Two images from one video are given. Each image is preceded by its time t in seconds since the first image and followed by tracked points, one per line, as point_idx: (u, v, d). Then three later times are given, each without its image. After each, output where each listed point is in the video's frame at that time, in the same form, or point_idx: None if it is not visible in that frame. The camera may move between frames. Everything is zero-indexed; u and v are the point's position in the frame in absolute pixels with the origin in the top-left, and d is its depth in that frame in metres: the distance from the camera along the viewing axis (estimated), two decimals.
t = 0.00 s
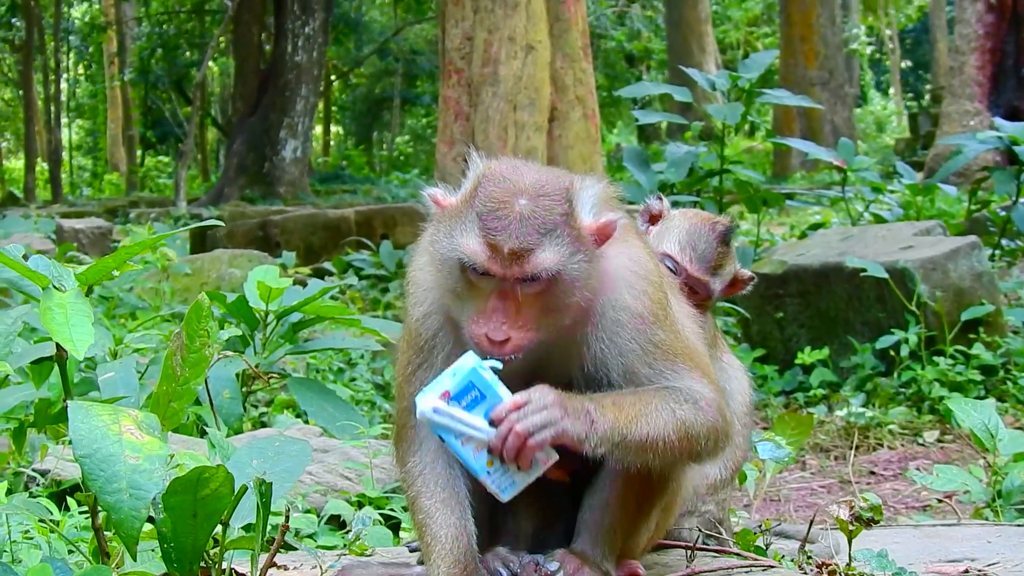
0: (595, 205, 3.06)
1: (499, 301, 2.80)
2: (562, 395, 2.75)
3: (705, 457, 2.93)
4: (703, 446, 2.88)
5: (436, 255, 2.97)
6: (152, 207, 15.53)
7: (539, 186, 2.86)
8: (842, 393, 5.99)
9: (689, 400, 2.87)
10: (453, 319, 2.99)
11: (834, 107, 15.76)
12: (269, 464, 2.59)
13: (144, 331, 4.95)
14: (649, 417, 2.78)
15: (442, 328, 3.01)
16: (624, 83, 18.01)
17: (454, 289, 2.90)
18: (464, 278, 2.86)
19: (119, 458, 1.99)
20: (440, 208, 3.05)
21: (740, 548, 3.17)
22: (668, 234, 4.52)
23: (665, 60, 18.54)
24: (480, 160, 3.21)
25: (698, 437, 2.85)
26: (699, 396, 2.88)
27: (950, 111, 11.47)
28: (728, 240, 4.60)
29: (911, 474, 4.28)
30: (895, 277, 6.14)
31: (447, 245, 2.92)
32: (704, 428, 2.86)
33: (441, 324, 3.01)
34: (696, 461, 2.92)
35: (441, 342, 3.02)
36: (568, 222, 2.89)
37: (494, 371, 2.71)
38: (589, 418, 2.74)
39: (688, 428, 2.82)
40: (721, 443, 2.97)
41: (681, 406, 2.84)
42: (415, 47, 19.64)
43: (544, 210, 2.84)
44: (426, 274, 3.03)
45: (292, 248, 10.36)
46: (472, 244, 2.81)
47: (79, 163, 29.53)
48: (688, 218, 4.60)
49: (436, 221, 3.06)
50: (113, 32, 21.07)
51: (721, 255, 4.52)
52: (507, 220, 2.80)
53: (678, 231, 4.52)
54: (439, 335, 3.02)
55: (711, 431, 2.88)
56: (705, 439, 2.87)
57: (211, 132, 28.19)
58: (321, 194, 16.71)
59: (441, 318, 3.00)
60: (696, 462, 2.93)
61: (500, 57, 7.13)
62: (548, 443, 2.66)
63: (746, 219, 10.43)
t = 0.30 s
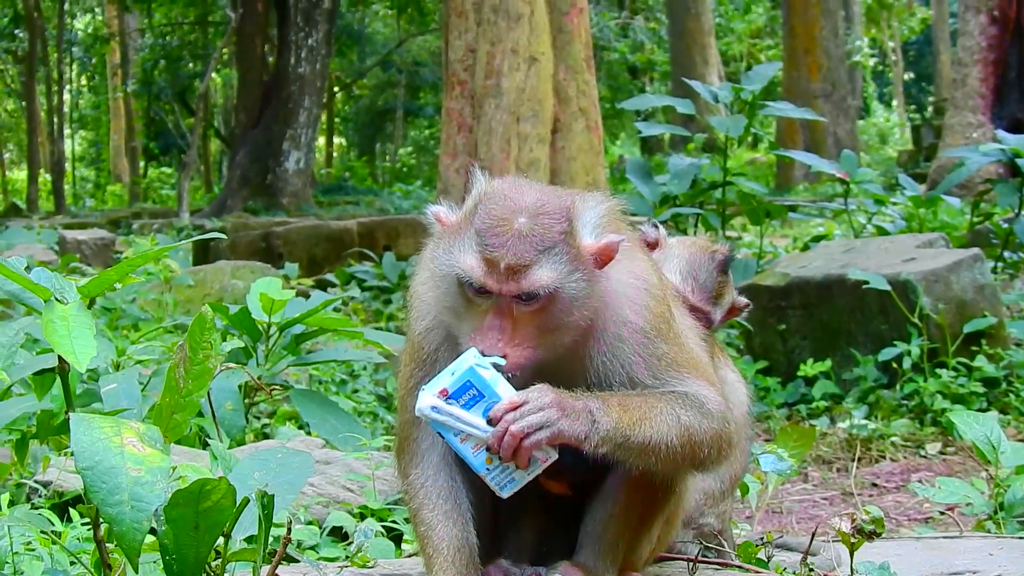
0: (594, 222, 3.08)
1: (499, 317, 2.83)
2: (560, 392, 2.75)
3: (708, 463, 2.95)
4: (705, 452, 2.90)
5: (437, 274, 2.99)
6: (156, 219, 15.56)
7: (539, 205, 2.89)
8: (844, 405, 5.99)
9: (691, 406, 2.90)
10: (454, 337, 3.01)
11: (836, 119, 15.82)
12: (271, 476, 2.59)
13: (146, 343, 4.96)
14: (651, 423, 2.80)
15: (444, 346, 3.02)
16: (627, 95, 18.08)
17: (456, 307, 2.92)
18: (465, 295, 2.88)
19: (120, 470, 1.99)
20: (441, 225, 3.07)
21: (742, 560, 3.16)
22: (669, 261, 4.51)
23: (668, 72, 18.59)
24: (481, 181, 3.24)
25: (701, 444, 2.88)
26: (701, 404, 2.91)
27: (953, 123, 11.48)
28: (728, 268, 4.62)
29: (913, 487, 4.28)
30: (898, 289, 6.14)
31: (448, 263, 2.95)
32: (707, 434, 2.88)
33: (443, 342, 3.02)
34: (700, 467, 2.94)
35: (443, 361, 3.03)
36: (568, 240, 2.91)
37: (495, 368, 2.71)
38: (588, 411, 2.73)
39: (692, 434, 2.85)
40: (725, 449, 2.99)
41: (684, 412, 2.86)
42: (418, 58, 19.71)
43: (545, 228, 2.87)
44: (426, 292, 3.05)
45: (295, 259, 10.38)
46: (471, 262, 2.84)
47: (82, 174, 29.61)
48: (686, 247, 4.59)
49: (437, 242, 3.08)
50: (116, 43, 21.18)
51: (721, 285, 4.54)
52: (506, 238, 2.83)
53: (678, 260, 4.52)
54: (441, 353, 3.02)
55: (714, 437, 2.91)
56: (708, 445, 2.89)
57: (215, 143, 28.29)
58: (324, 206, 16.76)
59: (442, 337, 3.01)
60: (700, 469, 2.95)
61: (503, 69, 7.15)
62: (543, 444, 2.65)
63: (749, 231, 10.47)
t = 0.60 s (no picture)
0: (593, 219, 3.11)
1: (494, 309, 2.83)
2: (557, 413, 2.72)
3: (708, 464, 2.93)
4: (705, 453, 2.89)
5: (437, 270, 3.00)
6: (156, 220, 15.55)
7: (536, 200, 2.90)
8: (844, 407, 5.98)
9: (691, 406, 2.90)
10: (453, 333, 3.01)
11: (837, 122, 15.83)
12: (269, 477, 2.59)
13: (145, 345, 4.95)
14: (652, 428, 2.80)
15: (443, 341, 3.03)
16: (628, 97, 18.10)
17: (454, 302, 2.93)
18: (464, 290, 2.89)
19: (118, 470, 1.99)
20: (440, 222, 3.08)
21: (740, 561, 3.15)
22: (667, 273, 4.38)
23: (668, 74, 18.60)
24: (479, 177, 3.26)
25: (701, 443, 2.87)
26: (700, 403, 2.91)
27: (953, 126, 11.46)
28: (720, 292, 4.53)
29: (911, 488, 4.27)
30: (897, 291, 6.13)
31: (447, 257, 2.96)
32: (707, 432, 2.88)
33: (442, 339, 3.03)
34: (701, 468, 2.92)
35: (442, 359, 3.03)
36: (565, 234, 2.92)
37: (494, 395, 2.63)
38: (586, 425, 2.72)
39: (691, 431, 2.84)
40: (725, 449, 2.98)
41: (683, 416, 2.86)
42: (419, 60, 19.73)
43: (542, 221, 2.87)
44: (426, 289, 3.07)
45: (295, 261, 10.38)
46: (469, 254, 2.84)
47: (82, 176, 29.64)
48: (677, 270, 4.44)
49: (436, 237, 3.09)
50: (116, 45, 21.21)
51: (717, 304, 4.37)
52: (503, 233, 2.83)
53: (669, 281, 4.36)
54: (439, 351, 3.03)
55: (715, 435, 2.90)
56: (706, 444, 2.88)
57: (215, 145, 28.29)
58: (324, 208, 16.76)
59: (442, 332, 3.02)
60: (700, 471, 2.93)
61: (503, 71, 7.15)
62: (545, 467, 2.64)
63: (750, 233, 10.47)
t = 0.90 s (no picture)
0: (602, 164, 3.14)
1: (494, 260, 2.90)
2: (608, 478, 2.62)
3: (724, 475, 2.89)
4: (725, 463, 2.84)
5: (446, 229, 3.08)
6: (154, 222, 15.55)
7: (534, 151, 2.95)
8: (843, 409, 5.99)
9: (706, 409, 2.88)
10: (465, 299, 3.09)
11: (836, 124, 15.85)
12: (270, 480, 2.59)
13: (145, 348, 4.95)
14: (667, 454, 2.75)
15: (454, 306, 3.12)
16: (627, 99, 18.13)
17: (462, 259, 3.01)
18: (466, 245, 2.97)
19: (119, 475, 1.99)
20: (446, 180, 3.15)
21: (742, 565, 3.15)
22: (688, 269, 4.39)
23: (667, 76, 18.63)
24: (500, 128, 3.33)
25: (719, 458, 2.82)
26: (714, 405, 2.89)
27: (952, 127, 11.46)
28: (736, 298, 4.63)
29: (911, 491, 4.28)
30: (896, 293, 6.14)
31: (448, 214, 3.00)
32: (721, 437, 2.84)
33: (454, 302, 3.12)
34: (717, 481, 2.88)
35: (453, 322, 3.14)
36: (557, 179, 2.97)
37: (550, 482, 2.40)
38: (639, 485, 2.63)
39: (706, 441, 2.81)
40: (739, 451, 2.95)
41: (694, 425, 2.85)
42: (417, 61, 19.76)
43: (538, 170, 2.93)
44: (443, 260, 3.15)
45: (294, 264, 10.37)
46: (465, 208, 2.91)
47: (81, 178, 29.65)
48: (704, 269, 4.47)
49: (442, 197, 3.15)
50: (114, 48, 21.24)
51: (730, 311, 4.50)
52: (497, 180, 2.88)
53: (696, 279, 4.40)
54: (453, 314, 3.13)
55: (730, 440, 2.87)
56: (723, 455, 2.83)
57: (214, 147, 28.31)
58: (323, 210, 16.76)
59: (453, 296, 3.12)
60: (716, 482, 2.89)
61: (502, 73, 7.15)
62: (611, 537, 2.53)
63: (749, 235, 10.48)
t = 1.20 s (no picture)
0: (571, 144, 3.35)
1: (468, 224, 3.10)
2: (544, 540, 2.57)
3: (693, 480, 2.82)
4: (689, 465, 2.78)
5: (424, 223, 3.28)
6: (156, 227, 15.59)
7: (512, 134, 3.20)
8: (845, 413, 5.99)
9: (667, 407, 2.86)
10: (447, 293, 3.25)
11: (837, 127, 15.86)
12: (271, 488, 2.59)
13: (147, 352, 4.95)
14: (616, 468, 2.76)
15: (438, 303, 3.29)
16: (628, 103, 18.16)
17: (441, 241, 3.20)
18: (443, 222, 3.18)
19: (120, 482, 1.99)
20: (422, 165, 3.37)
21: (744, 571, 3.14)
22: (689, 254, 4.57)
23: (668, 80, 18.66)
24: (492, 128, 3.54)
25: (682, 460, 2.77)
26: (676, 402, 2.86)
27: (953, 131, 11.45)
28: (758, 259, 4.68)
29: (913, 495, 4.28)
30: (898, 298, 6.13)
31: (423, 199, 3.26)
32: (681, 436, 2.80)
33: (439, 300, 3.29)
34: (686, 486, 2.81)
35: (437, 311, 3.31)
36: (533, 151, 3.19)
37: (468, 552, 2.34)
38: (568, 530, 2.59)
39: (665, 444, 2.78)
40: (718, 450, 2.86)
41: (654, 429, 2.83)
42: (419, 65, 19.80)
43: (511, 142, 3.18)
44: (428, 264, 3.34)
45: (295, 268, 10.38)
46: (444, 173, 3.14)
47: (82, 182, 29.68)
48: (710, 238, 4.67)
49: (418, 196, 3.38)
50: (116, 52, 21.28)
51: (750, 265, 4.57)
52: (478, 149, 3.15)
53: (702, 248, 4.61)
54: (436, 310, 3.30)
55: (696, 439, 2.80)
56: (684, 457, 2.77)
57: (215, 152, 28.37)
58: (325, 214, 16.77)
59: (435, 292, 3.28)
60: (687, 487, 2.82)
61: (503, 77, 7.16)
62: None
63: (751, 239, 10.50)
